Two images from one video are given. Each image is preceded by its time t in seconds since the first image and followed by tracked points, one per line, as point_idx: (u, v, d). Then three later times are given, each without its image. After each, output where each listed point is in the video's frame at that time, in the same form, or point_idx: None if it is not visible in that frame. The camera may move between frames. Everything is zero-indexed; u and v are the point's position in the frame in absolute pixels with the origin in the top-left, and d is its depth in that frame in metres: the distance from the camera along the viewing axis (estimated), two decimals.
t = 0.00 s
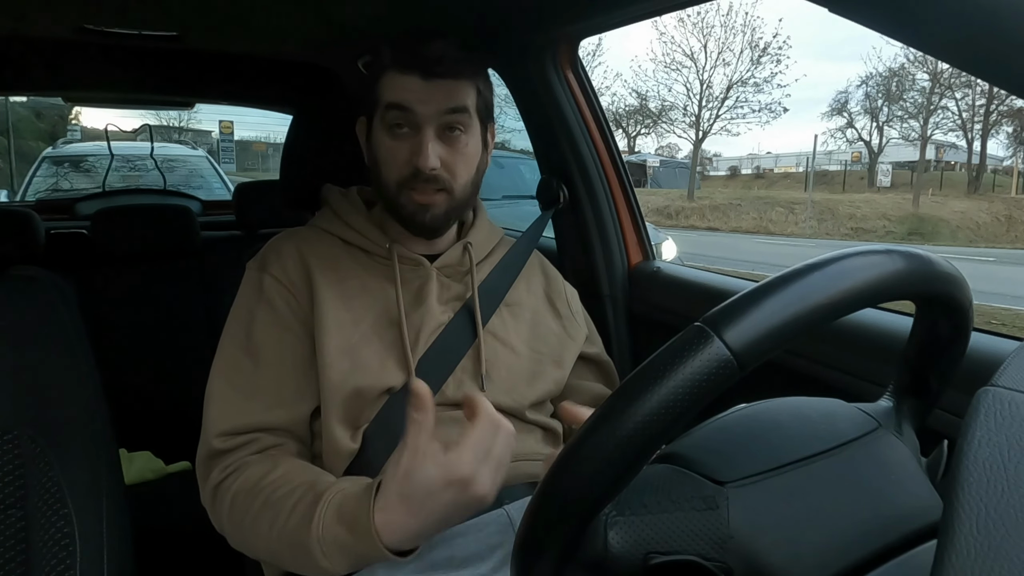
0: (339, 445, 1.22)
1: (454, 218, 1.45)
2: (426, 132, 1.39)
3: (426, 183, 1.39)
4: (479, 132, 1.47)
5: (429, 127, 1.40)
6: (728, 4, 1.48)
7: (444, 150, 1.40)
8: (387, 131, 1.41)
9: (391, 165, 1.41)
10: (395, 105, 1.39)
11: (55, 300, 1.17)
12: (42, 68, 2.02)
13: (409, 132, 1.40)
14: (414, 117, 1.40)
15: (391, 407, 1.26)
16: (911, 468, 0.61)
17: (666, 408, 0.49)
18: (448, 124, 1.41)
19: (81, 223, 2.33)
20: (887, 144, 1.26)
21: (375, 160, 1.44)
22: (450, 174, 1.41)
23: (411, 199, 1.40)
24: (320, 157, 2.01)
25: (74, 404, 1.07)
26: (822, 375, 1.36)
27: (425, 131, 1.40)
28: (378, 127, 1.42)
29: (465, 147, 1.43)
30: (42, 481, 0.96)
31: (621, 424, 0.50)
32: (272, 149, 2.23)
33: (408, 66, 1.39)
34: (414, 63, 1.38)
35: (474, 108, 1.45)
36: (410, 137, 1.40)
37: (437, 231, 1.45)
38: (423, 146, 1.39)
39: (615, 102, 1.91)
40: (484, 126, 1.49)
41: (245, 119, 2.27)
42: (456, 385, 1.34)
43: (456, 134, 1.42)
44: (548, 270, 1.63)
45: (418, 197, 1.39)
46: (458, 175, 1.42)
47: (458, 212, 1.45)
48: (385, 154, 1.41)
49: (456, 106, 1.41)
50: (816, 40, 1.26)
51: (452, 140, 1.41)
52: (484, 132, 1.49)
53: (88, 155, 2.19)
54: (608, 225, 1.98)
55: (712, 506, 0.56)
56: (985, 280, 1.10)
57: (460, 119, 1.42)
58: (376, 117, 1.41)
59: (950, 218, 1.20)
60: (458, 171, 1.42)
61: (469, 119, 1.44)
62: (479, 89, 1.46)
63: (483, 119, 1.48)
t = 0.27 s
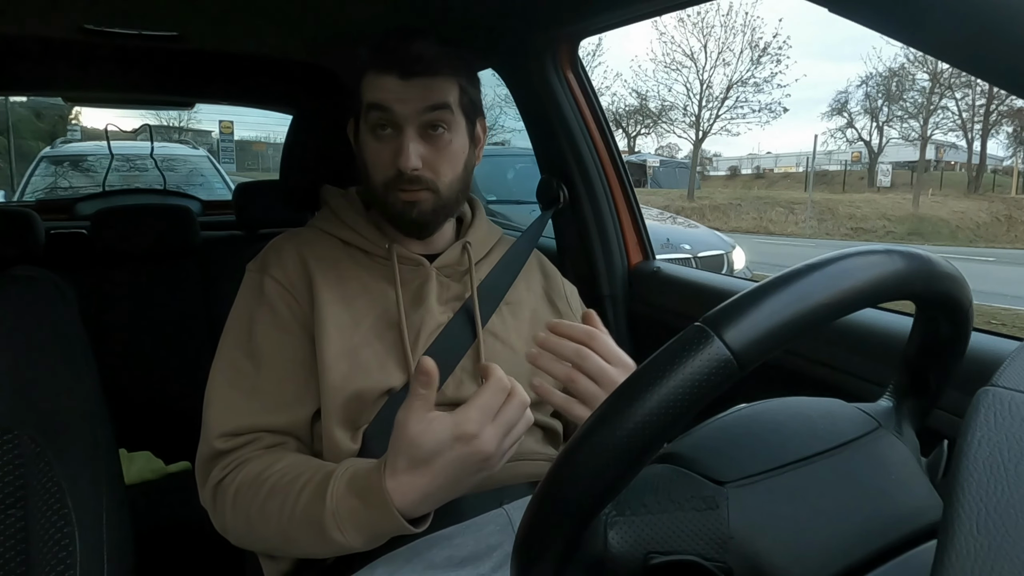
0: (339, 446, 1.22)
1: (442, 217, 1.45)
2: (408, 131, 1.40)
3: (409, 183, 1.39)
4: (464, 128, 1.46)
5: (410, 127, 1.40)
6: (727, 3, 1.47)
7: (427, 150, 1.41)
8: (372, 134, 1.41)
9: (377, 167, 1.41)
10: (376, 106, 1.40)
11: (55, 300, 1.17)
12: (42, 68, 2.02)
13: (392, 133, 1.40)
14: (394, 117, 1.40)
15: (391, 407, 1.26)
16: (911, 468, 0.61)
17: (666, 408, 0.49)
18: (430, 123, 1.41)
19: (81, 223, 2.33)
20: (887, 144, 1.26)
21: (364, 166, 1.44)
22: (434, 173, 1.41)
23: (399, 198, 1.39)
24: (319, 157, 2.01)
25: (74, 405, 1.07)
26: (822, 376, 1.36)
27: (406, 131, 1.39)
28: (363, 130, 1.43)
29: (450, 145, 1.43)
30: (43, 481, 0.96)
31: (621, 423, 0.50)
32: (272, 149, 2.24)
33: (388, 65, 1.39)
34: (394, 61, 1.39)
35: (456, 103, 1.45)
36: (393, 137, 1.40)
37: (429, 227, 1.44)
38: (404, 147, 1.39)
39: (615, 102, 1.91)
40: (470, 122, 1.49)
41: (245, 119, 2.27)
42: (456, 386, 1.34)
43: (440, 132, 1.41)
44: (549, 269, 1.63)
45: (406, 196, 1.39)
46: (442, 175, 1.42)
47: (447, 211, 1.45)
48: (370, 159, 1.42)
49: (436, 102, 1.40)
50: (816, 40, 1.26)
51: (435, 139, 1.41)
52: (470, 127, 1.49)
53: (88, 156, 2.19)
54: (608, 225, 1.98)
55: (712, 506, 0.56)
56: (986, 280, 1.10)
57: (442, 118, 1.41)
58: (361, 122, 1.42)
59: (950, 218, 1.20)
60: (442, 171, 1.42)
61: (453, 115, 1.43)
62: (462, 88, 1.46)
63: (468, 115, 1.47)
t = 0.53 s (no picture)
0: (339, 445, 1.22)
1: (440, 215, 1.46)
2: (397, 126, 1.40)
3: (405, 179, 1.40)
4: (454, 121, 1.47)
5: (399, 120, 1.41)
6: (728, 4, 1.47)
7: (418, 143, 1.41)
8: (364, 134, 1.43)
9: (371, 163, 1.42)
10: (364, 104, 1.40)
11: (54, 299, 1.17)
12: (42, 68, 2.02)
13: (382, 129, 1.41)
14: (383, 112, 1.40)
15: (391, 406, 1.26)
16: (911, 468, 0.61)
17: (665, 408, 0.49)
18: (420, 117, 1.42)
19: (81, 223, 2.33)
20: (887, 144, 1.26)
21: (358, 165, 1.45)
22: (426, 168, 1.42)
23: (394, 198, 1.40)
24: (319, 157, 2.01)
25: (75, 404, 1.07)
26: (823, 376, 1.36)
27: (396, 125, 1.40)
28: (355, 129, 1.44)
29: (440, 138, 1.44)
30: (43, 482, 0.95)
31: (621, 423, 0.50)
32: (272, 149, 2.25)
33: (371, 64, 1.39)
34: (376, 60, 1.39)
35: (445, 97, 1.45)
36: (383, 134, 1.41)
37: (424, 227, 1.44)
38: (394, 143, 1.40)
39: (615, 102, 1.91)
40: (460, 114, 1.49)
41: (245, 119, 2.26)
42: (457, 384, 1.33)
43: (429, 126, 1.42)
44: (551, 267, 1.62)
45: (401, 196, 1.39)
46: (434, 169, 1.43)
47: (444, 204, 1.45)
48: (364, 156, 1.43)
49: (423, 96, 1.41)
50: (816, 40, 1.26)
51: (425, 133, 1.42)
52: (460, 119, 1.49)
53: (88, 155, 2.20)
54: (608, 225, 1.98)
55: (712, 506, 0.56)
56: (986, 280, 1.10)
57: (431, 111, 1.42)
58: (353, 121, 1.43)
59: (950, 218, 1.19)
60: (433, 164, 1.43)
61: (442, 108, 1.44)
62: (450, 82, 1.46)
63: (457, 107, 1.47)
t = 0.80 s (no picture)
0: (340, 443, 1.22)
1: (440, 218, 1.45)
2: (404, 131, 1.40)
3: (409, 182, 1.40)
4: (459, 126, 1.47)
5: (407, 127, 1.41)
6: (727, 3, 1.47)
7: (424, 148, 1.42)
8: (369, 136, 1.42)
9: (376, 167, 1.41)
10: (372, 108, 1.40)
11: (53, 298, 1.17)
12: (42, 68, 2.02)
13: (389, 133, 1.41)
14: (389, 117, 1.40)
15: (391, 404, 1.26)
16: (911, 468, 0.61)
17: (665, 408, 0.49)
18: (426, 123, 1.42)
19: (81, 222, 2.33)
20: (887, 144, 1.25)
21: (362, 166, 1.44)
22: (430, 173, 1.42)
23: (399, 200, 1.39)
24: (319, 156, 2.01)
25: (75, 403, 1.07)
26: (823, 375, 1.36)
27: (403, 130, 1.40)
28: (360, 132, 1.44)
29: (445, 144, 1.44)
30: (44, 482, 0.95)
31: (621, 423, 0.50)
32: (272, 149, 2.24)
33: (380, 68, 1.39)
34: (382, 64, 1.39)
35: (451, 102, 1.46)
36: (390, 138, 1.41)
37: (427, 228, 1.43)
38: (401, 148, 1.40)
39: (615, 102, 1.92)
40: (465, 119, 1.50)
41: (245, 119, 2.27)
42: (460, 377, 1.34)
43: (436, 132, 1.43)
44: (552, 264, 1.62)
45: (405, 198, 1.39)
46: (438, 174, 1.43)
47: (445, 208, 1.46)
48: (370, 159, 1.42)
49: (431, 102, 1.41)
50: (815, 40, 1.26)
51: (432, 139, 1.42)
52: (466, 124, 1.51)
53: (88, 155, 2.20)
54: (608, 225, 1.98)
55: (712, 506, 0.56)
56: (986, 280, 1.10)
57: (438, 116, 1.43)
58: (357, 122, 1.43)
59: (950, 218, 1.19)
60: (438, 170, 1.44)
61: (449, 115, 1.44)
62: (456, 88, 1.47)
63: (464, 113, 1.49)
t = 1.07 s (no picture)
0: (340, 443, 1.22)
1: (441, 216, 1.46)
2: (400, 135, 1.40)
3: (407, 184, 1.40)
4: (453, 124, 1.48)
5: (401, 129, 1.41)
6: (727, 4, 1.46)
7: (420, 150, 1.42)
8: (365, 140, 1.43)
9: (373, 168, 1.42)
10: (367, 113, 1.40)
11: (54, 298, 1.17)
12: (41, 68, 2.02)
13: (384, 137, 1.41)
14: (385, 121, 1.40)
15: (391, 403, 1.26)
16: (912, 467, 0.61)
17: (666, 408, 0.49)
18: (421, 123, 1.42)
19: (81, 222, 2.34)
20: (887, 144, 1.25)
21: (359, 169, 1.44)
22: (429, 173, 1.43)
23: (398, 201, 1.39)
24: (319, 155, 2.00)
25: (74, 403, 1.07)
26: (823, 375, 1.36)
27: (398, 134, 1.40)
28: (357, 135, 1.44)
29: (441, 142, 1.44)
30: (43, 482, 0.95)
31: (621, 423, 0.50)
32: (272, 149, 2.26)
33: (375, 73, 1.39)
34: (380, 69, 1.38)
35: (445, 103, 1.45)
36: (386, 141, 1.41)
37: (427, 228, 1.44)
38: (399, 150, 1.40)
39: (615, 102, 1.95)
40: (457, 117, 1.49)
41: (245, 119, 2.28)
42: (461, 376, 1.34)
43: (430, 132, 1.43)
44: (552, 265, 1.62)
45: (405, 199, 1.39)
46: (436, 173, 1.44)
47: (445, 205, 1.46)
48: (366, 163, 1.43)
49: (425, 103, 1.41)
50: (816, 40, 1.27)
51: (426, 139, 1.42)
52: (457, 121, 1.50)
53: (88, 155, 2.21)
54: (608, 225, 1.97)
55: (712, 506, 0.56)
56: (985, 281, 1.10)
57: (432, 116, 1.42)
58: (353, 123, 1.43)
59: (950, 218, 1.21)
60: (436, 169, 1.44)
61: (442, 114, 1.44)
62: (450, 88, 1.46)
63: (456, 111, 1.48)
